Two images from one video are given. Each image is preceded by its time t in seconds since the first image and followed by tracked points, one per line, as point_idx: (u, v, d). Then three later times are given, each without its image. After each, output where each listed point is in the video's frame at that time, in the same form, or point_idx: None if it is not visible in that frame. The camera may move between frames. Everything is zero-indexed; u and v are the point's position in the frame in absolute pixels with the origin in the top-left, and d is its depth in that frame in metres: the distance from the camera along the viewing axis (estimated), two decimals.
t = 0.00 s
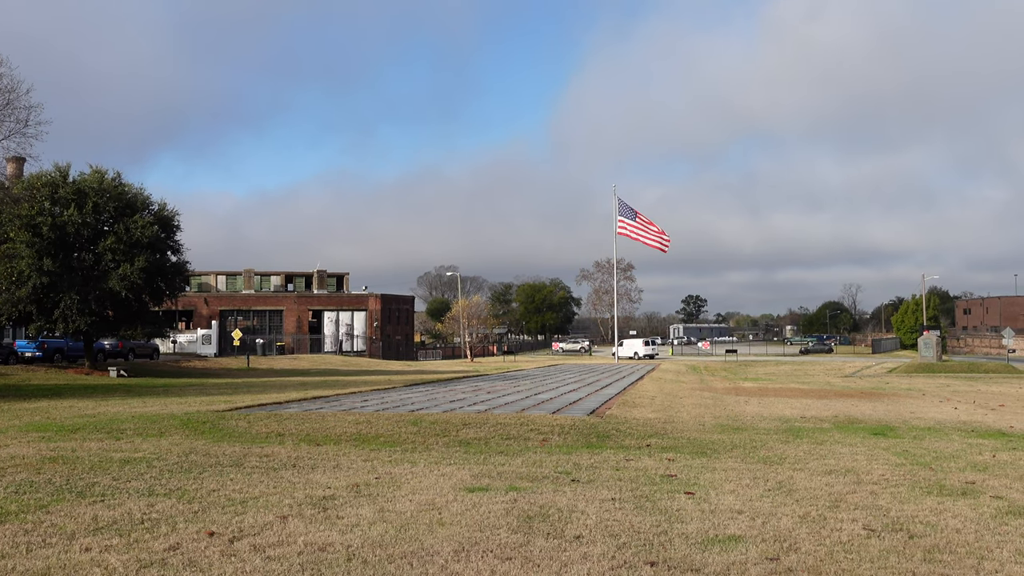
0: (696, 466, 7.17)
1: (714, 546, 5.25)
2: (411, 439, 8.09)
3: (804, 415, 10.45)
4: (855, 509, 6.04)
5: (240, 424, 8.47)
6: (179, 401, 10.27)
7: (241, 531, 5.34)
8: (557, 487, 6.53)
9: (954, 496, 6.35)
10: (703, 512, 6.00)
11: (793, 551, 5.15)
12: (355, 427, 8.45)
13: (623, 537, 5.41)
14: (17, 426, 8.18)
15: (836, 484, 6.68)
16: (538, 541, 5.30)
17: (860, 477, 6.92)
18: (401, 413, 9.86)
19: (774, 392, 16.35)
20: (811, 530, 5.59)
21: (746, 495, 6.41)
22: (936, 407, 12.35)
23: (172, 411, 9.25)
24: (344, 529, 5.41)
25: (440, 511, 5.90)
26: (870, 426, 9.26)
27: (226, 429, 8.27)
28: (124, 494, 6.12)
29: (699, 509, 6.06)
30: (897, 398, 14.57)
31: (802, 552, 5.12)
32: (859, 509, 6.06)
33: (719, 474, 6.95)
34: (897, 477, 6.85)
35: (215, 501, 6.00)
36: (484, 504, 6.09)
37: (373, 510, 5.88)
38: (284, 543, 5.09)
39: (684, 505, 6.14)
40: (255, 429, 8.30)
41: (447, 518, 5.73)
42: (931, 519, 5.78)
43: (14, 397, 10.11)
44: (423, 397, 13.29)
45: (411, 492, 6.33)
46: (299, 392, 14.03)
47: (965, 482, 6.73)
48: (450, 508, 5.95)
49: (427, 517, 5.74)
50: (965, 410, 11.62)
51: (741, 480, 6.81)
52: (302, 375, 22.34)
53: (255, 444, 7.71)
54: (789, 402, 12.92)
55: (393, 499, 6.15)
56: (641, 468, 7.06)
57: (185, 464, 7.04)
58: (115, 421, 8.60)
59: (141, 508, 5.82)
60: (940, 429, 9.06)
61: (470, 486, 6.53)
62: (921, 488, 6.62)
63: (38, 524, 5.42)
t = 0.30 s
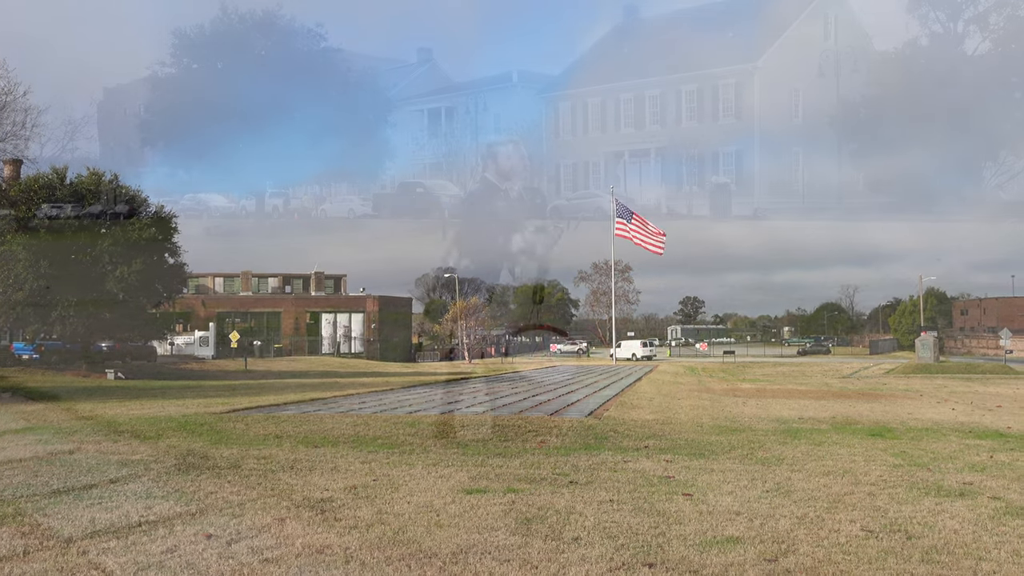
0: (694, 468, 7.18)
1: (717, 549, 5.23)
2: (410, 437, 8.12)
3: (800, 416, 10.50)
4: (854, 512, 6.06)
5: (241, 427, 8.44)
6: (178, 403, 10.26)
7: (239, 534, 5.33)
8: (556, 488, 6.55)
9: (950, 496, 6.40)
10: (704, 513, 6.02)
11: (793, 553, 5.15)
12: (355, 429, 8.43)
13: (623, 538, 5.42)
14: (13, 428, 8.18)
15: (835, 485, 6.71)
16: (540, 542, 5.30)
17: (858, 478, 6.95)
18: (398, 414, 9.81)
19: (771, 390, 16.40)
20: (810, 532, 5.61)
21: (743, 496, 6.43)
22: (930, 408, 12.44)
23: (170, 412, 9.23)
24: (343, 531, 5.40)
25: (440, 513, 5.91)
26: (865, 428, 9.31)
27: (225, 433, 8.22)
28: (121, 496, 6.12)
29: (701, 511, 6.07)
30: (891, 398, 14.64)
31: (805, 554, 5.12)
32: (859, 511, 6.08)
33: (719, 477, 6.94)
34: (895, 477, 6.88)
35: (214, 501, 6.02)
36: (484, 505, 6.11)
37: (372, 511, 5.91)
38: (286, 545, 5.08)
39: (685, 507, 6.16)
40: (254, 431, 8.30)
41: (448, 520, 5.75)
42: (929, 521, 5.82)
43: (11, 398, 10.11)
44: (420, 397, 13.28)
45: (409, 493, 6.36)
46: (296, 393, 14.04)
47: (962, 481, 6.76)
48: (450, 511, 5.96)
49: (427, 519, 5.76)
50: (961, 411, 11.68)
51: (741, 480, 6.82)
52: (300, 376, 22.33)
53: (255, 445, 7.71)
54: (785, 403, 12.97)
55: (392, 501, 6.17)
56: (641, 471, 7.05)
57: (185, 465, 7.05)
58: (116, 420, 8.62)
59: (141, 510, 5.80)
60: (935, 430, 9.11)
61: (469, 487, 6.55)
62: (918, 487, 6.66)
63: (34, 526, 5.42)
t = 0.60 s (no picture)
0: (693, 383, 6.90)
1: None
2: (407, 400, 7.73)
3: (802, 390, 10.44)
4: (854, 510, 6.09)
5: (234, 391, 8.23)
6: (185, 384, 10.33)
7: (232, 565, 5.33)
8: (561, 466, 6.63)
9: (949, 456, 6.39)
10: (702, 505, 6.18)
11: None
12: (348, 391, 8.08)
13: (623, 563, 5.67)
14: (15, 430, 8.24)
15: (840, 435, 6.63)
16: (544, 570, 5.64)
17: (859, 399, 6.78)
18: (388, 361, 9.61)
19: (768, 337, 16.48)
20: (804, 542, 5.85)
21: (744, 468, 6.49)
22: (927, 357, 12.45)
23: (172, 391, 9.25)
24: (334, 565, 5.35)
25: (450, 519, 6.07)
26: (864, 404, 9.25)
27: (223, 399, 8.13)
28: (117, 500, 6.09)
29: (701, 501, 6.22)
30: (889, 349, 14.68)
31: None
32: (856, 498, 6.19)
33: (718, 418, 6.79)
34: (898, 401, 6.71)
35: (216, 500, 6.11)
36: (490, 502, 6.27)
37: (380, 518, 6.09)
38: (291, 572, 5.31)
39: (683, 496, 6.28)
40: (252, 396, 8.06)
41: (455, 532, 5.97)
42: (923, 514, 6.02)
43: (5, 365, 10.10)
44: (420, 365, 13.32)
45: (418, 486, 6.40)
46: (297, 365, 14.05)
47: (963, 414, 6.64)
48: (457, 513, 6.12)
49: (434, 531, 5.98)
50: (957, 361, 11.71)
51: (744, 443, 6.67)
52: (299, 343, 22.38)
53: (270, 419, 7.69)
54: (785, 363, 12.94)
55: (401, 497, 6.27)
56: (638, 405, 6.87)
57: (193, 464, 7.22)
58: (107, 410, 8.52)
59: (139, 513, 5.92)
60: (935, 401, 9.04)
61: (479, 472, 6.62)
62: (919, 432, 6.56)
63: (33, 537, 5.59)
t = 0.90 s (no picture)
0: (687, 387, 7.29)
1: (747, 563, 4.38)
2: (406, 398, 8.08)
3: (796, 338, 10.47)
4: (877, 471, 5.53)
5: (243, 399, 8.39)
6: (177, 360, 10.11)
7: (239, 525, 4.99)
8: (603, 476, 5.47)
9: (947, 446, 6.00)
10: (729, 489, 5.30)
11: (828, 562, 4.37)
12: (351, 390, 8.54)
13: (656, 549, 4.53)
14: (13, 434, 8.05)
15: (839, 434, 6.38)
16: (550, 562, 4.42)
17: (847, 390, 6.96)
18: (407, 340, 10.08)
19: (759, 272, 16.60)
20: (846, 516, 4.88)
21: (781, 463, 5.73)
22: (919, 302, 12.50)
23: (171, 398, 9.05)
24: (345, 519, 5.00)
25: (453, 521, 4.96)
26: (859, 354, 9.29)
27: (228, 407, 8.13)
28: (114, 493, 5.81)
29: (728, 486, 5.34)
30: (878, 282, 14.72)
31: (836, 564, 4.34)
32: (898, 477, 5.40)
33: (709, 416, 6.94)
34: (893, 399, 6.76)
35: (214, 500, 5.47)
36: (511, 505, 5.12)
37: (378, 518, 4.96)
38: (284, 558, 4.55)
39: (707, 478, 5.44)
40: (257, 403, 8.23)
41: (452, 533, 4.77)
42: (972, 493, 5.14)
43: (5, 380, 10.21)
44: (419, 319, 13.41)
45: (423, 487, 5.41)
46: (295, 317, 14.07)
47: (956, 407, 6.63)
48: (465, 519, 4.98)
49: (434, 530, 4.80)
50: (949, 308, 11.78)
51: (736, 434, 6.60)
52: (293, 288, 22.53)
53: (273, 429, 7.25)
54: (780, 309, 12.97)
55: (401, 500, 5.21)
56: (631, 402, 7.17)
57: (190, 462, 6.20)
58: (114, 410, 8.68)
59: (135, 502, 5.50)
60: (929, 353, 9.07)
61: (497, 479, 5.50)
62: (917, 427, 6.37)
63: (27, 535, 5.23)
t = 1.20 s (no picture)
0: (680, 386, 7.43)
1: (739, 559, 4.18)
2: (400, 391, 7.41)
3: (765, 309, 10.47)
4: (866, 468, 5.41)
5: (239, 386, 7.50)
6: (154, 334, 9.94)
7: (212, 515, 4.80)
8: (597, 475, 5.30)
9: (937, 442, 5.83)
10: (720, 485, 5.12)
11: (821, 557, 4.19)
12: (344, 378, 7.86)
13: (654, 548, 4.31)
14: None
15: (832, 430, 6.17)
16: (543, 561, 4.19)
17: (838, 391, 7.09)
18: (399, 331, 10.00)
19: (728, 234, 16.64)
20: (836, 511, 4.73)
21: (771, 459, 5.57)
22: (883, 267, 12.63)
23: (145, 356, 8.85)
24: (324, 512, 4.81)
25: (449, 520, 4.67)
26: (834, 328, 9.29)
27: (222, 397, 7.13)
28: (85, 464, 5.65)
29: (718, 483, 5.15)
30: (844, 244, 14.78)
31: (830, 560, 4.15)
32: (888, 473, 5.28)
33: (705, 416, 6.60)
34: (883, 400, 6.74)
35: (204, 502, 5.01)
36: (507, 503, 4.89)
37: (370, 517, 4.68)
38: (275, 559, 4.27)
39: (695, 475, 5.29)
40: (253, 390, 7.34)
41: (444, 533, 4.50)
42: (962, 488, 5.01)
43: None
44: (395, 293, 13.30)
45: (414, 486, 5.14)
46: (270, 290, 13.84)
47: (946, 403, 6.62)
48: (461, 518, 4.69)
49: (426, 529, 4.53)
50: (914, 274, 11.91)
51: (730, 432, 6.19)
52: (262, 254, 22.34)
53: (269, 420, 6.47)
54: (750, 274, 12.96)
55: (394, 500, 4.94)
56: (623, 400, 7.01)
57: (182, 464, 5.57)
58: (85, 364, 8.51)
59: (120, 502, 4.97)
60: (904, 328, 9.09)
61: (492, 478, 5.25)
62: (907, 424, 6.29)
63: None
